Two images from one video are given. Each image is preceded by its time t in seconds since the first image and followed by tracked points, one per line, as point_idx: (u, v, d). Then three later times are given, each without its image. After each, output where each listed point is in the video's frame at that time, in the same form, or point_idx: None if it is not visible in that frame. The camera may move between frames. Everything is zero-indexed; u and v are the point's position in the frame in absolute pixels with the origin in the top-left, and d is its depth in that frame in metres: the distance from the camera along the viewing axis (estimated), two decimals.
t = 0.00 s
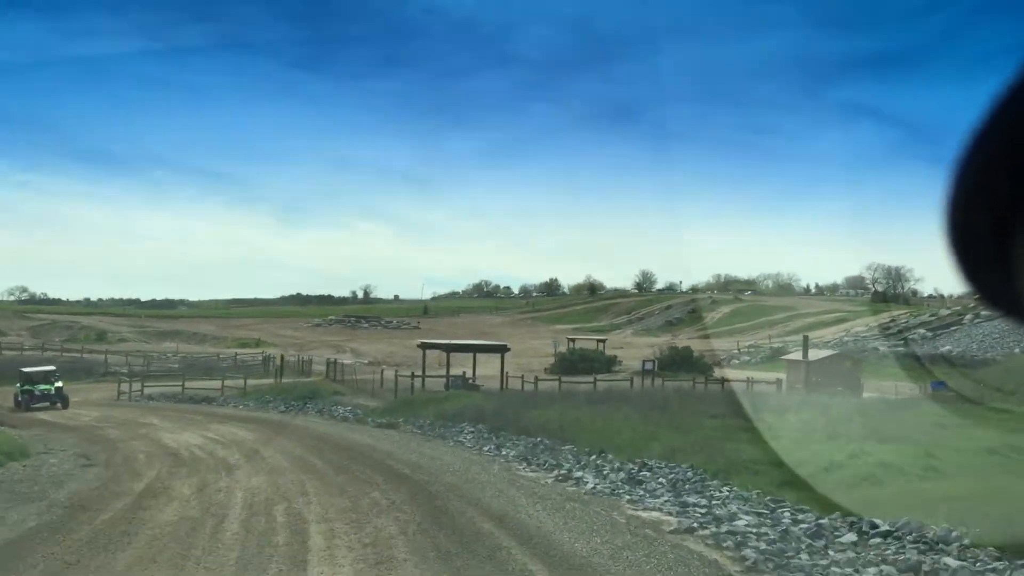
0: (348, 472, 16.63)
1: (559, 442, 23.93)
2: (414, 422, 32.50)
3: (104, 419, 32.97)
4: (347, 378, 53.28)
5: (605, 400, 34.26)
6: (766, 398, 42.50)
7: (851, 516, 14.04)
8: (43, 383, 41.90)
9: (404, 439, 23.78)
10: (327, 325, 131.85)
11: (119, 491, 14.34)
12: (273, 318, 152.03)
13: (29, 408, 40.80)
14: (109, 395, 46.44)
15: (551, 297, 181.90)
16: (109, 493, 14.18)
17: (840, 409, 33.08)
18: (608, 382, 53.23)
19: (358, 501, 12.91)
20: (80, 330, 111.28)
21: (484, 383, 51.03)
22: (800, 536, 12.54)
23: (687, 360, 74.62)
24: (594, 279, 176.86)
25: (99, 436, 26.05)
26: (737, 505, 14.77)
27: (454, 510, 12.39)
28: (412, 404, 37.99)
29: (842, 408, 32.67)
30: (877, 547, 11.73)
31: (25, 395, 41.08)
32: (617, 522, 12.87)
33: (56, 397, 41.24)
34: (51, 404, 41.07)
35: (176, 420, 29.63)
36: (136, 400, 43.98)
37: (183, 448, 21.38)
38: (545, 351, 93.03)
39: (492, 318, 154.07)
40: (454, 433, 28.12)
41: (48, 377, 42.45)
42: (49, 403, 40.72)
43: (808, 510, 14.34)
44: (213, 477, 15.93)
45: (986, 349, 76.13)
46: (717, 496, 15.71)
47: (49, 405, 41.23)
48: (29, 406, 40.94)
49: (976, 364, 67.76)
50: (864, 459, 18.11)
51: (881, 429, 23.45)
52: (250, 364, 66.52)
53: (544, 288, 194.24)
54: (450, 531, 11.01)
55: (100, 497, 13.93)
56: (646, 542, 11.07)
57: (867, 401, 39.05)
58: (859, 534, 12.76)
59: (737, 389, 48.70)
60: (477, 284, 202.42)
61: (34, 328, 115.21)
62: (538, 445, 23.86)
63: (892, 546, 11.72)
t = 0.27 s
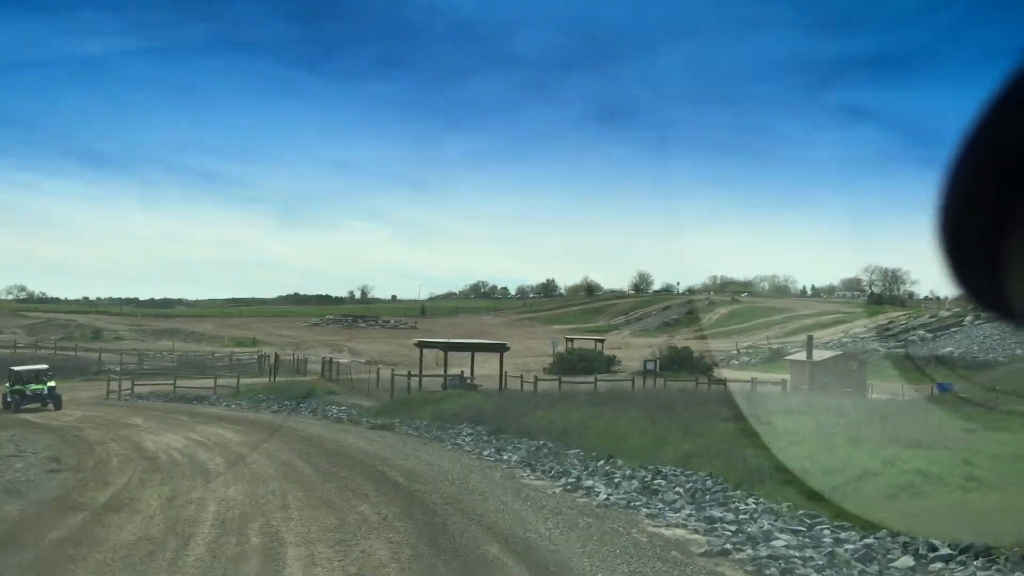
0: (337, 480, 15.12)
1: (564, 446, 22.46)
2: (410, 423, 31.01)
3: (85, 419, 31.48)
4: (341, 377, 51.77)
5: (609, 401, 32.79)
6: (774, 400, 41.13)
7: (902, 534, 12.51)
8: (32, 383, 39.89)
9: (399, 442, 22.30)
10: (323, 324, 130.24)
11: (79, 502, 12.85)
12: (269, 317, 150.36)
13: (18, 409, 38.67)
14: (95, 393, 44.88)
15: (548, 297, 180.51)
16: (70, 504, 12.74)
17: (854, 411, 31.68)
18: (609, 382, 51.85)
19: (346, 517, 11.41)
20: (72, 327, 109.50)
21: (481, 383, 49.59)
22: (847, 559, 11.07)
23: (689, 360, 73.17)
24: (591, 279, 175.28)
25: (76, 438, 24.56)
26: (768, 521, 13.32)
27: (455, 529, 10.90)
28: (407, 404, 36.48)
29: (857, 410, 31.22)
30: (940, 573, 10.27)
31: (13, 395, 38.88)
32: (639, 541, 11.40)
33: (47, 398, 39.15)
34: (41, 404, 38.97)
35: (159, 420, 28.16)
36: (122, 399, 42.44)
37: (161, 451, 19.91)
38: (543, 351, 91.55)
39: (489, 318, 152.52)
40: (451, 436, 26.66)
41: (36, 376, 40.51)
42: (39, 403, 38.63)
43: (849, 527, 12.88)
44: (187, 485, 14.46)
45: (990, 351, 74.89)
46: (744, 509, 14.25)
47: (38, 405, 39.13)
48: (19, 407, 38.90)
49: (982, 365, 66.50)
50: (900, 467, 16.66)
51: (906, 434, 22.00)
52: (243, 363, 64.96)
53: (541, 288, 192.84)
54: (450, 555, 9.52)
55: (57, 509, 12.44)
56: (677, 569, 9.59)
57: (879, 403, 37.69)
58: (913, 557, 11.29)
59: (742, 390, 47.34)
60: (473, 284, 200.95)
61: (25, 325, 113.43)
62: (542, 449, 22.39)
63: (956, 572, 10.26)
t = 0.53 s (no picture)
0: (330, 491, 13.73)
1: (577, 452, 21.00)
2: (413, 427, 29.61)
3: (73, 421, 30.19)
4: (342, 378, 50.39)
5: (622, 404, 31.36)
6: (790, 402, 39.65)
7: (982, 559, 10.96)
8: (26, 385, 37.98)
9: (400, 448, 20.90)
10: (328, 324, 128.92)
11: (37, 516, 11.46)
12: (272, 317, 149.13)
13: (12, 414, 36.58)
14: (89, 395, 43.59)
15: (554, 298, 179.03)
16: (25, 519, 11.35)
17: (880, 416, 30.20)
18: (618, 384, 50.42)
19: (334, 537, 9.96)
20: (74, 327, 108.36)
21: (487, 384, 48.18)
22: None
23: (699, 362, 71.63)
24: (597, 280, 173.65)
25: (58, 441, 23.23)
26: (811, 539, 11.84)
27: (458, 551, 9.45)
28: (410, 407, 35.09)
29: (881, 414, 29.71)
30: None
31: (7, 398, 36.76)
32: (669, 565, 9.93)
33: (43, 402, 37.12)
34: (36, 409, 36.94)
35: (149, 423, 26.84)
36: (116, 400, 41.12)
37: (143, 457, 18.57)
38: (550, 352, 90.08)
39: (494, 318, 151.03)
40: (456, 440, 25.26)
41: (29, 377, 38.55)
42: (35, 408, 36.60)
43: (905, 547, 11.40)
44: (164, 496, 13.12)
45: (1006, 353, 73.27)
46: (782, 524, 12.78)
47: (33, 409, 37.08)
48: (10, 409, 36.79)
49: (999, 368, 64.92)
50: (949, 478, 15.17)
51: (944, 441, 20.52)
52: (243, 363, 63.60)
53: (546, 289, 191.36)
54: None
55: (10, 524, 11.05)
56: None
57: (901, 406, 36.21)
58: None
59: (756, 392, 45.85)
60: (478, 285, 199.55)
61: (27, 324, 112.32)
62: (553, 456, 20.98)
63: None
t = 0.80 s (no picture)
0: (327, 502, 12.44)
1: (593, 457, 19.66)
2: (417, 428, 28.28)
3: (64, 421, 28.90)
4: (346, 377, 49.06)
5: (636, 404, 30.02)
6: (809, 403, 38.28)
7: None
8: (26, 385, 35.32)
9: (405, 451, 19.61)
10: (332, 323, 127.68)
11: None
12: (277, 316, 147.92)
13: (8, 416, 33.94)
14: (85, 393, 42.31)
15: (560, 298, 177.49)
16: None
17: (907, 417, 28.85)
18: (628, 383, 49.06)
19: (327, 561, 8.65)
20: (77, 325, 107.15)
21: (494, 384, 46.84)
22: None
23: (709, 361, 70.18)
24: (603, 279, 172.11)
25: (43, 443, 21.96)
26: (868, 560, 10.49)
27: None
28: (414, 407, 33.76)
29: (907, 415, 28.35)
30: None
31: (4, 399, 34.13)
32: None
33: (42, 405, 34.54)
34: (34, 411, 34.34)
35: (141, 424, 25.57)
36: (112, 399, 39.82)
37: (127, 462, 17.29)
38: (557, 352, 88.73)
39: (500, 318, 149.57)
40: (464, 442, 23.96)
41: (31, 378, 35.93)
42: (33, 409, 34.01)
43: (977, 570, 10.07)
44: (141, 508, 11.86)
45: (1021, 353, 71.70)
46: (832, 543, 11.43)
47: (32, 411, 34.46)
48: (10, 411, 34.09)
49: (1016, 369, 63.41)
50: (1008, 489, 13.83)
51: (987, 446, 19.18)
52: (245, 362, 62.26)
53: (552, 289, 189.88)
54: None
55: None
56: None
57: (925, 407, 34.85)
58: None
59: (770, 392, 44.47)
60: (483, 285, 198.12)
61: (29, 322, 111.16)
62: (568, 460, 19.67)
63: None
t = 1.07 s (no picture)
0: (323, 518, 11.08)
1: (613, 465, 18.24)
2: (423, 432, 26.87)
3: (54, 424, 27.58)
4: (350, 379, 47.64)
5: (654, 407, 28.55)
6: (829, 406, 36.80)
7: None
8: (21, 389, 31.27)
9: (410, 458, 18.23)
10: (338, 324, 126.40)
11: None
12: (282, 318, 146.73)
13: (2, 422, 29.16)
14: (81, 395, 41.00)
15: (566, 299, 175.87)
16: None
17: (938, 421, 27.35)
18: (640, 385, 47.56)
19: None
20: (80, 327, 105.86)
21: (502, 386, 45.40)
22: None
23: (722, 363, 68.60)
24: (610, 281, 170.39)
25: (24, 449, 20.59)
26: None
27: None
28: (420, 409, 32.35)
29: (940, 420, 26.86)
30: None
31: None
32: None
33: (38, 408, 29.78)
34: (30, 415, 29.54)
35: (132, 427, 24.23)
36: (108, 402, 38.48)
37: (108, 469, 15.96)
38: (565, 353, 87.23)
39: (507, 320, 148.00)
40: (473, 448, 22.58)
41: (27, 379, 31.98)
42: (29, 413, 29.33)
43: None
44: (111, 527, 10.54)
45: None
46: (898, 568, 9.99)
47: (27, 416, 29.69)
48: (4, 418, 29.69)
49: None
50: None
51: None
52: (248, 363, 60.88)
53: (559, 291, 188.25)
54: None
55: None
56: None
57: (953, 410, 33.32)
58: None
59: (788, 395, 42.97)
60: (490, 287, 196.62)
61: (33, 323, 110.13)
62: (587, 468, 18.28)
63: None
